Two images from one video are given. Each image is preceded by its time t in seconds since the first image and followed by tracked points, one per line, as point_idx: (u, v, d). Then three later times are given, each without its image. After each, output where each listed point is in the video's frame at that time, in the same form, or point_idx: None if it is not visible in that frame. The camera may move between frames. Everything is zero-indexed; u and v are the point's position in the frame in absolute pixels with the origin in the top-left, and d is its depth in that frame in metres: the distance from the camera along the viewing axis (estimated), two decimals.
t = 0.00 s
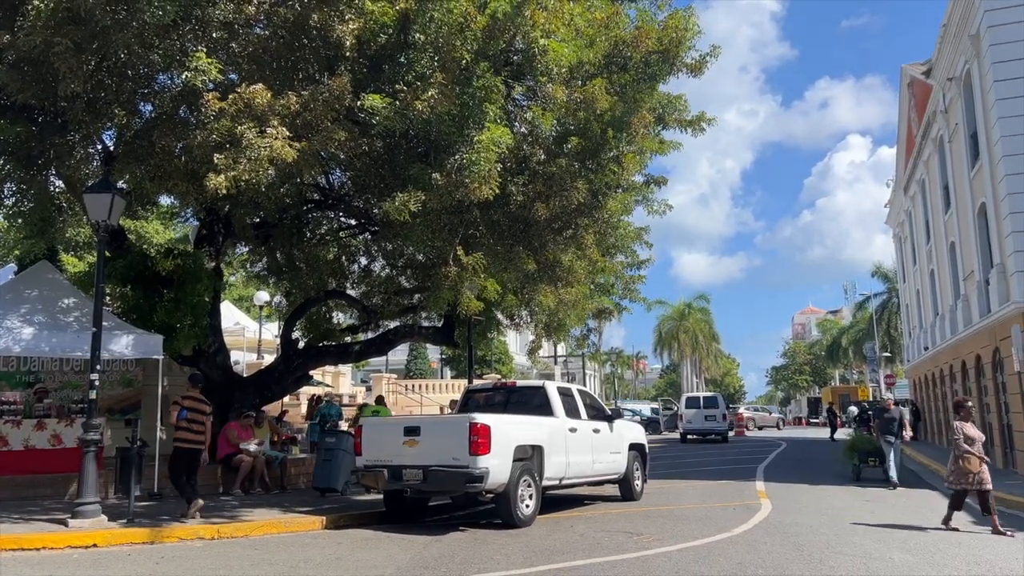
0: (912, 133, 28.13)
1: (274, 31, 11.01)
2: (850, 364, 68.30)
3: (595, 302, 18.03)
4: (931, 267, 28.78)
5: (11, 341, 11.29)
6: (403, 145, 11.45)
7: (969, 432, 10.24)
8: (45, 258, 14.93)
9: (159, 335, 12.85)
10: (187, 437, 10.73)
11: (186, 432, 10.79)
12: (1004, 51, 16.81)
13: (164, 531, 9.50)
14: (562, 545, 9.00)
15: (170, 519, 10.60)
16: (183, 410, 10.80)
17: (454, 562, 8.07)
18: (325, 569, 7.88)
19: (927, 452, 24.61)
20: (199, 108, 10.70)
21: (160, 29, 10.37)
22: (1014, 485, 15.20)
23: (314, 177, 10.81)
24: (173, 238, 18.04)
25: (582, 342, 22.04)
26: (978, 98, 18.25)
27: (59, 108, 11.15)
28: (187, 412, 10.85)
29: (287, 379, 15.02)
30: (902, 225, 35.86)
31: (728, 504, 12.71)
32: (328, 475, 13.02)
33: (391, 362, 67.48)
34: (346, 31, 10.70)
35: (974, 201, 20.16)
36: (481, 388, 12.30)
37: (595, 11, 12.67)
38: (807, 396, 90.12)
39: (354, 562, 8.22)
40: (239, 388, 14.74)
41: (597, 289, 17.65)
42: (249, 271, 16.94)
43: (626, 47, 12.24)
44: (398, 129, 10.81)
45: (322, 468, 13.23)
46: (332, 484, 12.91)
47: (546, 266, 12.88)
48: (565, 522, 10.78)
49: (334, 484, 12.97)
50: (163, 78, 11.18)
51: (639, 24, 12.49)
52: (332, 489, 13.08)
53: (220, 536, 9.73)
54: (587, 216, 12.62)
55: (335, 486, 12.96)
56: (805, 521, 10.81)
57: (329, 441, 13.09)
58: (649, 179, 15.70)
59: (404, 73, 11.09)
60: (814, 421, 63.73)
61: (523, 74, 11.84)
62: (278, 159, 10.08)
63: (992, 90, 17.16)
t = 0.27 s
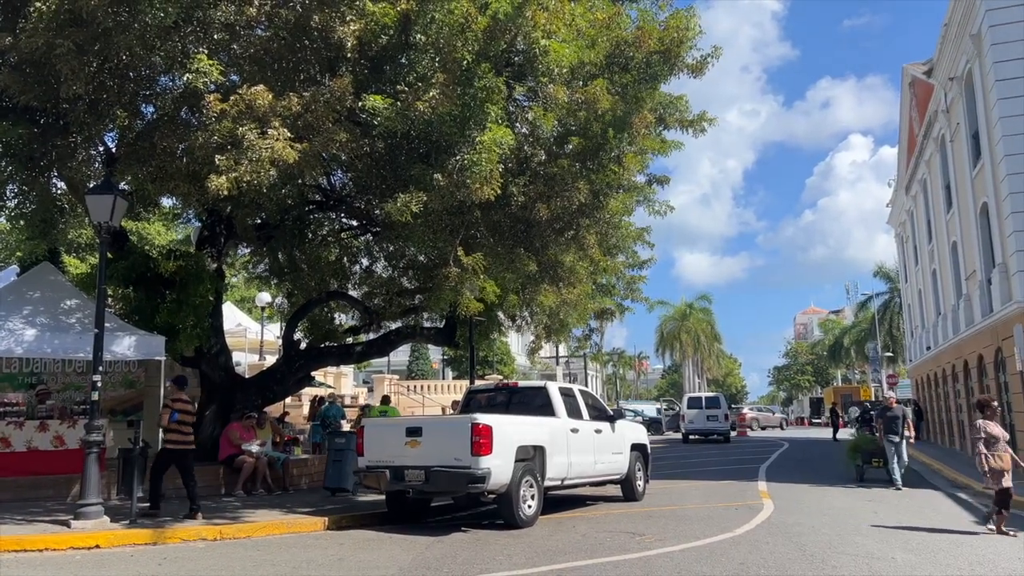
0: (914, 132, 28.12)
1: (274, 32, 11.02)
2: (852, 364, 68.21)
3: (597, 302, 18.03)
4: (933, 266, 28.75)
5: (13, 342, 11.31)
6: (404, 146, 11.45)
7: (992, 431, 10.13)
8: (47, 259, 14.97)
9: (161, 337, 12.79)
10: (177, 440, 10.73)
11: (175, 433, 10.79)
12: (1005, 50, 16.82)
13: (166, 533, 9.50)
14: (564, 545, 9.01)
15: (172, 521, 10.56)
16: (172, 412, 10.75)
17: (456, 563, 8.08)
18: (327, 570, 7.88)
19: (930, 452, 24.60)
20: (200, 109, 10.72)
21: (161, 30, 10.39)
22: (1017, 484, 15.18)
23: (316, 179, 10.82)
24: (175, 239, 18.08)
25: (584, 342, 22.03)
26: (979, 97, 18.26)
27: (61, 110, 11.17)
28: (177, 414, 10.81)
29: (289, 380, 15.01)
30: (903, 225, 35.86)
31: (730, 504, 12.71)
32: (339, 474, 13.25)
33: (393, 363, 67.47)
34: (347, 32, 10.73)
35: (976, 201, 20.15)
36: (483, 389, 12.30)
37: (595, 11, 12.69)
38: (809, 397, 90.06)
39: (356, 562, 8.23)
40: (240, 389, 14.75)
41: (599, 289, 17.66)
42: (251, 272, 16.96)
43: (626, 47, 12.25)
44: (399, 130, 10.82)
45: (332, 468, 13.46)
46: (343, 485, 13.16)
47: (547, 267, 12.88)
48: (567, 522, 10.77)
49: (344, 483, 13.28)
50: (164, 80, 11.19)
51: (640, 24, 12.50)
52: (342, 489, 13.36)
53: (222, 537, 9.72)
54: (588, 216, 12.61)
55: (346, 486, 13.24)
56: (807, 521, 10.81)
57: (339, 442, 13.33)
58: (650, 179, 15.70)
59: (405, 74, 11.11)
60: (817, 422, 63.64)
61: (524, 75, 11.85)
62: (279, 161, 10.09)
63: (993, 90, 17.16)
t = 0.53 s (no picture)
0: (917, 133, 28.10)
1: (278, 34, 11.00)
2: (856, 364, 68.12)
3: (600, 302, 18.03)
4: (937, 267, 28.70)
5: (18, 343, 11.36)
6: (407, 147, 11.45)
7: None
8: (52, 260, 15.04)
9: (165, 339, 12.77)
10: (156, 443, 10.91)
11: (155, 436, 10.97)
12: (1008, 50, 16.80)
13: (171, 533, 9.53)
14: (567, 546, 9.02)
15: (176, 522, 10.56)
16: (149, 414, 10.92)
17: (459, 563, 8.10)
18: (330, 570, 7.91)
19: (933, 453, 24.57)
20: (204, 111, 10.75)
21: (165, 33, 10.42)
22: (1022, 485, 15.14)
23: (319, 180, 10.83)
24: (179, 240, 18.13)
25: (587, 343, 22.04)
26: (983, 97, 18.25)
27: (66, 112, 11.21)
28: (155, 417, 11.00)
29: (292, 381, 14.98)
30: (907, 225, 35.82)
31: (733, 504, 12.70)
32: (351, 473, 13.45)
33: (396, 364, 67.50)
34: (351, 33, 10.77)
35: (980, 201, 20.11)
36: (486, 390, 12.32)
37: (598, 12, 12.69)
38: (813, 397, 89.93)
39: (359, 563, 8.25)
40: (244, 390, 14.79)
41: (602, 290, 17.68)
42: (255, 273, 17.00)
43: (629, 48, 12.27)
44: (403, 131, 10.83)
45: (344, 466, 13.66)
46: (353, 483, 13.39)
47: (550, 267, 12.90)
48: (570, 523, 10.78)
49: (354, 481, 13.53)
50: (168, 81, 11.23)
51: (643, 24, 12.49)
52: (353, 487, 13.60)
53: (226, 538, 9.73)
54: (590, 217, 12.61)
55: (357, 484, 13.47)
56: (811, 522, 10.80)
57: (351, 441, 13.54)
58: (654, 180, 15.71)
59: (408, 75, 11.13)
60: (820, 422, 63.55)
61: (527, 77, 11.85)
62: (283, 162, 10.11)
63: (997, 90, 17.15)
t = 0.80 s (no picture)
0: (922, 133, 28.04)
1: (282, 35, 11.04)
2: (860, 365, 67.99)
3: (604, 303, 18.03)
4: (942, 268, 28.63)
5: (23, 344, 11.38)
6: (411, 148, 11.45)
7: None
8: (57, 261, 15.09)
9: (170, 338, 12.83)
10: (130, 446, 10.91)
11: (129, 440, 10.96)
12: (1012, 51, 16.77)
13: (175, 533, 9.55)
14: (571, 547, 9.02)
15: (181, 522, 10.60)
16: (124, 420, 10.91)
17: (464, 564, 8.11)
18: (334, 570, 7.93)
19: (938, 454, 24.50)
20: (208, 111, 10.77)
21: (170, 34, 10.46)
22: None
23: (324, 181, 10.84)
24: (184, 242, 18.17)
25: (591, 343, 22.04)
26: (988, 98, 18.21)
27: (71, 113, 11.23)
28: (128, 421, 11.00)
29: (296, 382, 14.98)
30: (912, 226, 35.75)
31: (737, 505, 12.69)
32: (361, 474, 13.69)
33: (400, 364, 67.54)
34: (355, 34, 10.83)
35: (985, 201, 20.05)
36: (490, 390, 12.32)
37: (603, 13, 12.70)
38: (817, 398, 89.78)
39: (364, 563, 8.27)
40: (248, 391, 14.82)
41: (605, 291, 17.68)
42: (259, 274, 17.03)
43: (633, 49, 12.26)
44: (407, 132, 10.84)
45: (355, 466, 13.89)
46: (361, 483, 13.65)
47: (554, 268, 12.90)
48: (574, 524, 10.78)
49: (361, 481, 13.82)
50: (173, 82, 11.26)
51: (647, 25, 12.49)
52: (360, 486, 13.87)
53: (230, 538, 9.75)
54: (594, 217, 12.60)
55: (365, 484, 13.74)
56: (816, 523, 10.78)
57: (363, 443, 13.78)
58: (657, 181, 15.70)
59: (412, 75, 11.14)
60: (825, 423, 63.44)
61: (530, 77, 11.86)
62: (287, 163, 10.13)
63: (1002, 90, 17.11)
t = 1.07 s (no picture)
0: (928, 133, 27.96)
1: (288, 36, 11.05)
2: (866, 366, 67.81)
3: (608, 304, 18.01)
4: (948, 269, 28.54)
5: (29, 344, 11.41)
6: (416, 148, 11.43)
7: None
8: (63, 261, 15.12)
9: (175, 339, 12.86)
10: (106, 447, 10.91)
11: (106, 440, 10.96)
12: (1019, 51, 16.71)
13: (180, 533, 9.57)
14: (576, 548, 9.02)
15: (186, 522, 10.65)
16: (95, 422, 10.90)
17: (469, 565, 8.11)
18: (339, 571, 7.93)
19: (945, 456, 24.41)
20: (214, 112, 10.80)
21: (176, 35, 10.49)
22: None
23: (329, 181, 10.85)
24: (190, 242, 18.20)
25: (596, 344, 22.03)
26: (994, 99, 18.15)
27: (78, 114, 11.27)
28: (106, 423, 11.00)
29: (301, 382, 15.01)
30: (917, 227, 35.66)
31: (743, 507, 12.65)
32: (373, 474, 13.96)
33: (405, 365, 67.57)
34: (360, 35, 10.89)
35: (992, 202, 19.97)
36: (494, 391, 12.32)
37: (608, 14, 12.69)
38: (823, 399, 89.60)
39: (369, 564, 8.28)
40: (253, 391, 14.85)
41: (610, 291, 17.66)
42: (264, 274, 17.06)
43: (638, 49, 12.24)
44: (412, 133, 10.85)
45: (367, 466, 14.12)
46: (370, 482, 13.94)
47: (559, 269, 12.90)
48: (579, 525, 10.77)
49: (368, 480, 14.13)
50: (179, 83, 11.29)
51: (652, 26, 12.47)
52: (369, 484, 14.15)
53: (236, 538, 9.77)
54: (599, 218, 12.58)
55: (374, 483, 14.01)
56: (822, 525, 10.74)
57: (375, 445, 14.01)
58: (663, 182, 15.68)
59: (417, 76, 11.15)
60: (831, 424, 63.28)
61: (535, 78, 11.85)
62: (292, 163, 10.14)
63: (1008, 91, 17.05)
